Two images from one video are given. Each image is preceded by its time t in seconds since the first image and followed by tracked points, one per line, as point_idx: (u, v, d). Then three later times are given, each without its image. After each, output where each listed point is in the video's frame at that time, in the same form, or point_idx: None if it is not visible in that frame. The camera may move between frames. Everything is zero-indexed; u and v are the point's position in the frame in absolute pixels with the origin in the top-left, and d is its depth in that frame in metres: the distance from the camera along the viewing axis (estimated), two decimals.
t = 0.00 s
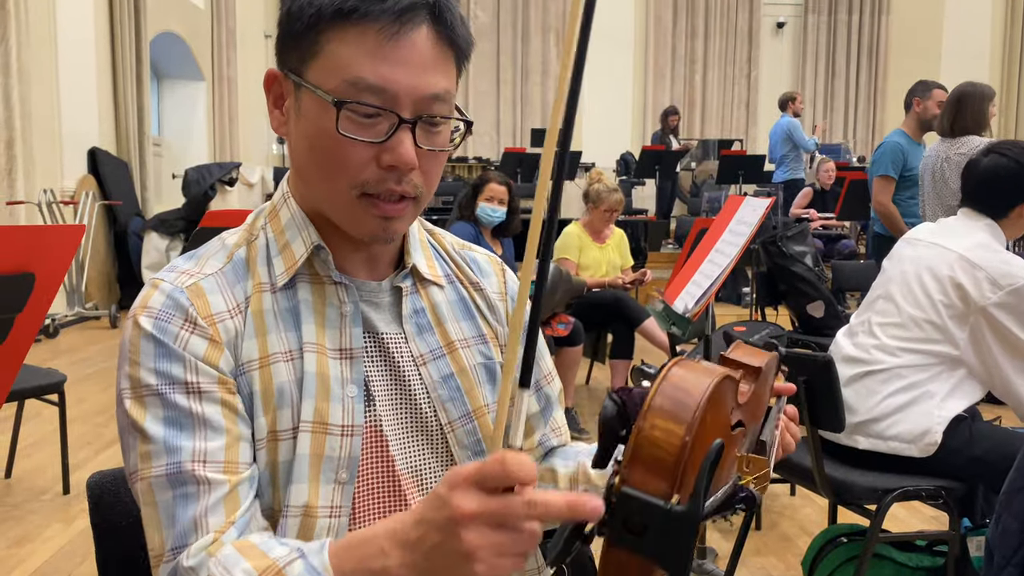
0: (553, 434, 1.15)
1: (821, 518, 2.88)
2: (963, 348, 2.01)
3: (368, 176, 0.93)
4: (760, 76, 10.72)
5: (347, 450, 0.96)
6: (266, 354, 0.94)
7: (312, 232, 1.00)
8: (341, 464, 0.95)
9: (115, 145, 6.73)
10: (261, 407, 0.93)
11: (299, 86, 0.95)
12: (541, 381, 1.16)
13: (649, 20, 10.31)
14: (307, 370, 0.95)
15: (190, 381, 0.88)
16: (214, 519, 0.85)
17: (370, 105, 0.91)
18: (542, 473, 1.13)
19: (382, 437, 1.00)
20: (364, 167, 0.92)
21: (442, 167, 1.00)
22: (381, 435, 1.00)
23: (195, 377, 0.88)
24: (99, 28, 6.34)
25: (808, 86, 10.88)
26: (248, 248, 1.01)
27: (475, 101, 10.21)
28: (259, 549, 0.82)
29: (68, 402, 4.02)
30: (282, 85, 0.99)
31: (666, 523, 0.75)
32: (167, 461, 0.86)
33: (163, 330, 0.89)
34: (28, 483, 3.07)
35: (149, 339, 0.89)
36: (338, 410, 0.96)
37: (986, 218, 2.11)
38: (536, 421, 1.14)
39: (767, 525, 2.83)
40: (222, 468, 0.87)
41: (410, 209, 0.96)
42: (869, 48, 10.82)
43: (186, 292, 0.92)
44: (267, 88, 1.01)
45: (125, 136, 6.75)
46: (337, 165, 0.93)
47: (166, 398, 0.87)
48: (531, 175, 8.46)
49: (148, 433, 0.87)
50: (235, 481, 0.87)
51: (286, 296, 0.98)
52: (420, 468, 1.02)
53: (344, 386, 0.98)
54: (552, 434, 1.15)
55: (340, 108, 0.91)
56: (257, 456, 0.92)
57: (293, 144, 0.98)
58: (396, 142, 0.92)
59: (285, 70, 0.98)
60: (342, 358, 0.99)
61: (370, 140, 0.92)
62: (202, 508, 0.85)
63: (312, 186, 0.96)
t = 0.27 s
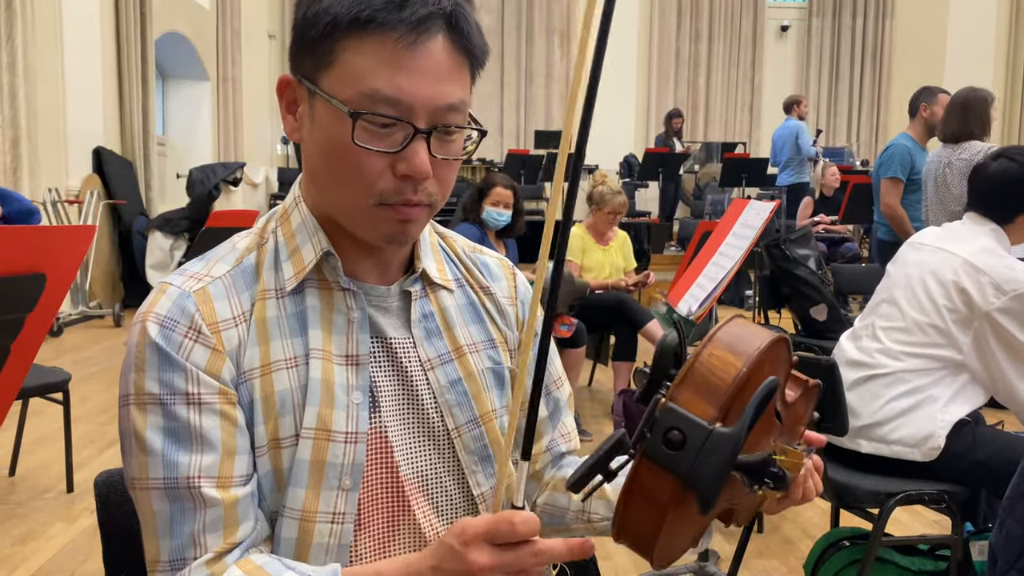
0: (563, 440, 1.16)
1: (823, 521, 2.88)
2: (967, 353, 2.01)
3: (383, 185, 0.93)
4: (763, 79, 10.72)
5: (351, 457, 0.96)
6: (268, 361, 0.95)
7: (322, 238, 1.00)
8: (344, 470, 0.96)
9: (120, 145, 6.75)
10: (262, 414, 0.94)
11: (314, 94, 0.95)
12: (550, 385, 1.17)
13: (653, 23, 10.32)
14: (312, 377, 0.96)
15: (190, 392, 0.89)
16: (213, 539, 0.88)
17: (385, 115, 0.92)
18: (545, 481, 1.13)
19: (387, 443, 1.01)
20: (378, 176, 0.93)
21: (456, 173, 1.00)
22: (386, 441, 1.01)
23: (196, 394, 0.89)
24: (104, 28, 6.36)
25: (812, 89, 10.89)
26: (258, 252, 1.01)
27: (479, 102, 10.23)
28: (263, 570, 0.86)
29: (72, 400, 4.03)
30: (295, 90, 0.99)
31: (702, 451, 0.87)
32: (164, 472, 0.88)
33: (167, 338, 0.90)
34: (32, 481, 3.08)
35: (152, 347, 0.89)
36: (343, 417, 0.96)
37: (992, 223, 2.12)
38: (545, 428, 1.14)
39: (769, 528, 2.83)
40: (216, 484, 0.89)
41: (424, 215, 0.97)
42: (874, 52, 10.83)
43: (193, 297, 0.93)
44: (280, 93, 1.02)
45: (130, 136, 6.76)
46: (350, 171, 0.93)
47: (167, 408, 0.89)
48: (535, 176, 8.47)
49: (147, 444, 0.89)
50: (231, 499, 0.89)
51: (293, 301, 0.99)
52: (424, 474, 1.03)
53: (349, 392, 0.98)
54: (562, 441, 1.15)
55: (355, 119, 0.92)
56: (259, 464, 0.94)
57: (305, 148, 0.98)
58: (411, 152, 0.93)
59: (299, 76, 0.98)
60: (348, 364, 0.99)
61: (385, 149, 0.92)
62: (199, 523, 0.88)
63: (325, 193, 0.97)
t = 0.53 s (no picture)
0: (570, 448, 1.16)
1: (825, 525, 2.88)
2: (971, 357, 2.01)
3: (395, 184, 0.93)
4: (767, 82, 10.72)
5: (360, 458, 0.96)
6: (277, 363, 0.95)
7: (331, 238, 1.00)
8: (353, 472, 0.96)
9: (123, 144, 6.75)
10: (271, 416, 0.94)
11: (324, 93, 0.95)
12: (557, 388, 1.17)
13: (657, 25, 10.32)
14: (321, 378, 0.96)
15: (198, 393, 0.89)
16: (217, 539, 0.88)
17: (398, 115, 0.92)
18: (552, 485, 1.14)
19: (396, 445, 1.01)
20: (391, 175, 0.93)
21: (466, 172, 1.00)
22: (395, 443, 1.01)
23: (204, 396, 0.89)
24: (109, 27, 6.37)
25: (816, 92, 10.89)
26: (266, 252, 1.01)
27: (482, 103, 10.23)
28: (263, 568, 0.86)
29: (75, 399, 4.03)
30: (305, 90, 0.99)
31: (704, 414, 0.80)
32: (171, 474, 0.88)
33: (176, 339, 0.90)
34: (35, 479, 3.08)
35: (162, 348, 0.89)
36: (352, 418, 0.97)
37: (997, 227, 2.12)
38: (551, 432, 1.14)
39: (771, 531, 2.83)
40: (223, 485, 0.89)
41: (434, 216, 0.97)
42: (878, 55, 10.83)
43: (202, 297, 0.93)
44: (287, 91, 1.01)
45: (134, 135, 6.76)
46: (361, 170, 0.94)
47: (175, 409, 0.89)
48: (538, 178, 8.47)
49: (154, 445, 0.89)
50: (238, 500, 0.89)
51: (302, 301, 0.99)
52: (431, 476, 1.03)
53: (358, 393, 0.98)
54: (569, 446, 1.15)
55: (368, 119, 0.92)
56: (267, 465, 0.94)
57: (315, 148, 0.99)
58: (424, 151, 0.93)
59: (309, 75, 0.98)
60: (356, 365, 0.99)
61: (398, 148, 0.92)
62: (205, 524, 0.88)
63: (336, 193, 0.97)
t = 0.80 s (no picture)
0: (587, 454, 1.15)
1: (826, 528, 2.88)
2: (975, 361, 2.02)
3: (397, 176, 0.93)
4: (770, 86, 10.72)
5: (362, 463, 0.97)
6: (280, 368, 0.95)
7: (338, 240, 1.01)
8: (355, 477, 0.96)
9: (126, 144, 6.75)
10: (272, 421, 0.94)
11: (324, 89, 0.96)
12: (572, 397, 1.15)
13: (660, 29, 10.32)
14: (325, 384, 0.96)
15: (198, 400, 0.89)
16: (211, 549, 0.88)
17: (394, 102, 0.92)
18: (573, 489, 1.11)
19: (400, 450, 1.01)
20: (392, 168, 0.93)
21: (471, 164, 1.00)
22: (398, 448, 1.01)
23: (203, 403, 0.90)
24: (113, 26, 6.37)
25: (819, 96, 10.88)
26: (273, 256, 1.02)
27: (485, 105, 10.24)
28: None
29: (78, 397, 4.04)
30: (305, 90, 1.00)
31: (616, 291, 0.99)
32: (171, 479, 0.89)
33: (178, 344, 0.90)
34: (38, 478, 3.09)
35: (164, 355, 0.90)
36: (354, 423, 0.97)
37: (1000, 233, 2.12)
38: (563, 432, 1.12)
39: (773, 534, 2.83)
40: (219, 493, 0.89)
41: (438, 210, 0.97)
42: (881, 59, 10.81)
43: (207, 302, 0.93)
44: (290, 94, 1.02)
45: (137, 136, 6.76)
46: (362, 164, 0.94)
47: (175, 415, 0.90)
48: (540, 180, 8.48)
49: (155, 450, 0.90)
50: (232, 511, 0.89)
51: (308, 305, 1.00)
52: (435, 482, 1.04)
53: (361, 398, 0.98)
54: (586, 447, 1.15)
55: (366, 108, 0.93)
56: (268, 470, 0.94)
57: (319, 147, 0.99)
58: (424, 140, 0.93)
59: (307, 74, 0.99)
60: (360, 369, 1.00)
61: (398, 139, 0.93)
62: (198, 531, 0.88)
63: (340, 188, 0.97)
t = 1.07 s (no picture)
0: (615, 440, 1.16)
1: (828, 531, 2.88)
2: (978, 363, 2.02)
3: (391, 171, 0.94)
4: (773, 88, 10.72)
5: (366, 465, 0.97)
6: (284, 370, 0.96)
7: (344, 241, 1.01)
8: (359, 478, 0.96)
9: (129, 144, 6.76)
10: (276, 422, 0.94)
11: (320, 89, 0.97)
12: (588, 388, 1.16)
13: (663, 30, 10.32)
14: (329, 385, 0.97)
15: (200, 403, 0.90)
16: (208, 555, 0.89)
17: (383, 96, 0.93)
18: (609, 470, 1.14)
19: (405, 451, 1.01)
20: (387, 162, 0.94)
21: (470, 158, 1.00)
22: (404, 449, 1.01)
23: (206, 407, 0.90)
24: (117, 27, 6.38)
25: (821, 99, 10.88)
26: (281, 258, 1.03)
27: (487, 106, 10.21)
28: None
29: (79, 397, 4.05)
30: (307, 94, 1.01)
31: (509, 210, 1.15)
32: (172, 479, 0.90)
33: (186, 345, 0.91)
34: (40, 477, 3.10)
35: (171, 357, 0.90)
36: (359, 424, 0.97)
37: (1002, 236, 2.13)
38: (585, 430, 1.15)
39: (774, 537, 2.83)
40: (218, 495, 0.89)
41: (436, 205, 0.96)
42: (884, 62, 10.81)
43: (215, 303, 0.94)
44: (293, 99, 1.04)
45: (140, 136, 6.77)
46: (356, 161, 0.95)
47: (178, 417, 0.90)
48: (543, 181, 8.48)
49: (158, 449, 0.90)
50: (231, 518, 0.89)
51: (314, 306, 1.00)
52: (441, 483, 1.03)
53: (366, 400, 0.98)
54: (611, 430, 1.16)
55: (356, 103, 0.93)
56: (271, 471, 0.94)
57: (320, 149, 1.00)
58: (416, 134, 0.93)
59: (307, 76, 1.00)
60: (366, 371, 1.00)
61: (389, 133, 0.93)
62: (195, 533, 0.89)
63: (339, 189, 0.97)
